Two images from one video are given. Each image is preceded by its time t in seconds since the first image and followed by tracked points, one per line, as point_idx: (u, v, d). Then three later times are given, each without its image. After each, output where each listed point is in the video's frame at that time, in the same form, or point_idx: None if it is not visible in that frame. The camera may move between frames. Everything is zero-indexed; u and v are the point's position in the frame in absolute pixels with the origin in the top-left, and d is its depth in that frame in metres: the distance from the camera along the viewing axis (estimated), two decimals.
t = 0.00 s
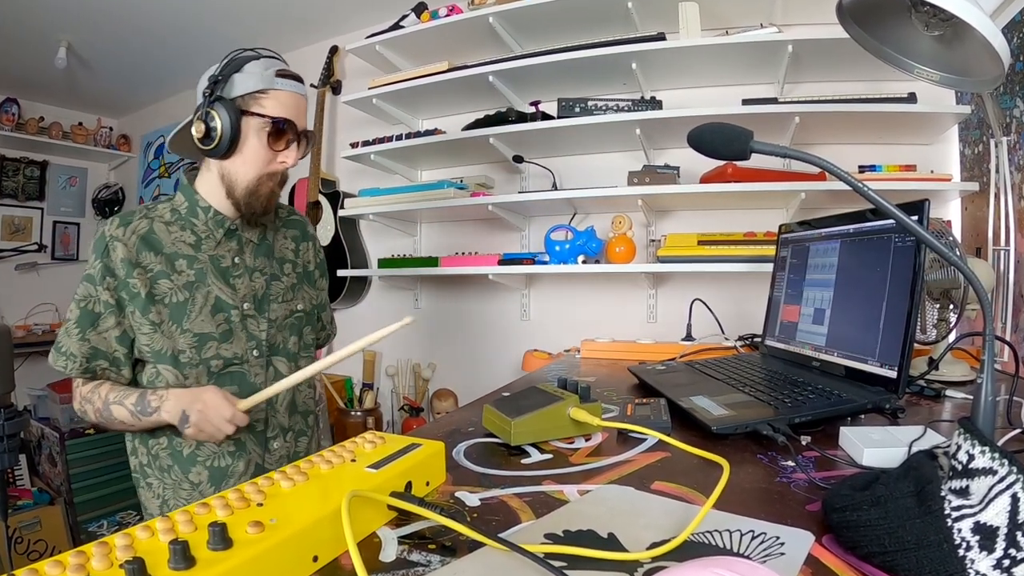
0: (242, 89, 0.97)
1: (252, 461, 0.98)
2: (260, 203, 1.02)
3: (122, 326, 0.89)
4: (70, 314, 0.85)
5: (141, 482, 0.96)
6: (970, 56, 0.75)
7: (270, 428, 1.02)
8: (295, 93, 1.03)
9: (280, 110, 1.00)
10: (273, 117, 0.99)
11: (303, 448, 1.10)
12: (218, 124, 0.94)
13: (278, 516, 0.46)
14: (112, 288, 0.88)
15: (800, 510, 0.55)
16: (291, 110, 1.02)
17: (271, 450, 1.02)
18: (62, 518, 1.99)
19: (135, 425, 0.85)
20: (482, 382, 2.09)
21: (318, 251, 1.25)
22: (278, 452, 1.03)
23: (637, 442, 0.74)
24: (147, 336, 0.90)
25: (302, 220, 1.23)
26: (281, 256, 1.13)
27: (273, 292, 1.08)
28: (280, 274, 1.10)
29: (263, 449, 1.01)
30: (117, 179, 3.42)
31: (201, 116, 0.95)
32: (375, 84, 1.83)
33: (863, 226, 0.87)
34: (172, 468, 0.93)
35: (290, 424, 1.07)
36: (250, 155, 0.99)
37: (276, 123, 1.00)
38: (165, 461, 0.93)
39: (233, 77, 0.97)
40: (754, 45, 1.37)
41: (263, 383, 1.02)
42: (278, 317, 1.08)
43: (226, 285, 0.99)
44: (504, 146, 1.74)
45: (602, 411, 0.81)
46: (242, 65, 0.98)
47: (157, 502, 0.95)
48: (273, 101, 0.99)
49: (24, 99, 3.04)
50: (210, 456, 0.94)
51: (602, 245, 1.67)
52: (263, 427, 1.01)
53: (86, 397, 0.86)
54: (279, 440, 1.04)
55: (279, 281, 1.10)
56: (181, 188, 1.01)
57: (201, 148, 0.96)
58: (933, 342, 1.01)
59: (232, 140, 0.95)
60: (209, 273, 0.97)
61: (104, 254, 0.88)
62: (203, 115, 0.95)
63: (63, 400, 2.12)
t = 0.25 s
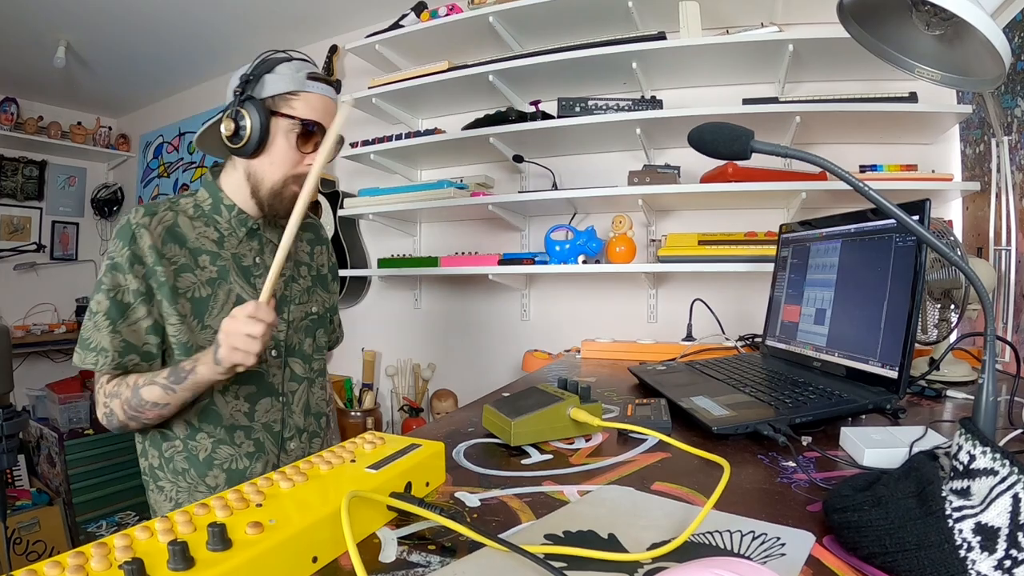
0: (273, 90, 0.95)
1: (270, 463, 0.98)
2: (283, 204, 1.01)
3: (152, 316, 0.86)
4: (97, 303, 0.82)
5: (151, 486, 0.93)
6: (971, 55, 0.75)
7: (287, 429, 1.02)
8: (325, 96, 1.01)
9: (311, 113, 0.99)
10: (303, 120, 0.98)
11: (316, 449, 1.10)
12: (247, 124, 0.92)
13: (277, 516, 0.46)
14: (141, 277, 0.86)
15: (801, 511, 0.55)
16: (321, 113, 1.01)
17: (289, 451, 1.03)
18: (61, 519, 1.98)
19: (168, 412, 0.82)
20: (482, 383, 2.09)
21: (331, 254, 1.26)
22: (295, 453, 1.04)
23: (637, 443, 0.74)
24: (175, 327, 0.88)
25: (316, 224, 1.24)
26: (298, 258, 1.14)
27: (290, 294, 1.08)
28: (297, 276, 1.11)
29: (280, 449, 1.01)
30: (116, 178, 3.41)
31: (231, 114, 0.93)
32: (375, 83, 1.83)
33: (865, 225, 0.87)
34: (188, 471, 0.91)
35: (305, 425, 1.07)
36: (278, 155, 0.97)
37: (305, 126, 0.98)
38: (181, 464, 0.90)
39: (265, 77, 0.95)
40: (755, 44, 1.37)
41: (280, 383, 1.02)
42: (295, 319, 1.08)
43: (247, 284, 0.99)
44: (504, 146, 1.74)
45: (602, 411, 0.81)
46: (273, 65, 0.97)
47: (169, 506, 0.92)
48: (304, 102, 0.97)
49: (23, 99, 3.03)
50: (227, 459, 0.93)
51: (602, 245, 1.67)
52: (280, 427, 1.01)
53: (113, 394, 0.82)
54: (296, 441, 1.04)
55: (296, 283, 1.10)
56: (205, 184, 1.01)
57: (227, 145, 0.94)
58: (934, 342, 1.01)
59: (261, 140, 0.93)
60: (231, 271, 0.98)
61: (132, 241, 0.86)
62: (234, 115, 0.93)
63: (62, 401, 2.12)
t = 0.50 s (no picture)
0: (288, 89, 0.97)
1: (276, 463, 0.98)
2: (292, 202, 1.02)
3: (166, 307, 0.85)
4: (113, 292, 0.81)
5: (155, 489, 0.91)
6: (973, 55, 0.75)
7: (295, 429, 1.03)
8: (339, 98, 1.03)
9: (325, 113, 1.01)
10: (316, 120, 0.99)
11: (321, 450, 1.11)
12: (262, 122, 0.94)
13: (276, 517, 0.46)
14: (154, 268, 0.85)
15: (801, 511, 0.55)
16: (334, 114, 1.02)
17: (295, 451, 1.03)
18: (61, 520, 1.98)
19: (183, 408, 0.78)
20: (482, 383, 2.09)
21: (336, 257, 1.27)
22: (302, 452, 1.04)
23: (638, 443, 0.74)
24: (189, 318, 0.87)
25: (323, 226, 1.24)
26: (305, 260, 1.15)
27: (298, 295, 1.09)
28: (304, 277, 1.11)
29: (287, 449, 1.01)
30: (115, 178, 3.41)
31: (247, 112, 0.95)
32: (374, 83, 1.83)
33: (866, 225, 0.87)
34: (194, 473, 0.90)
35: (310, 425, 1.07)
36: (290, 154, 0.99)
37: (318, 125, 1.00)
38: (186, 466, 0.89)
39: (281, 76, 0.97)
40: (756, 44, 1.37)
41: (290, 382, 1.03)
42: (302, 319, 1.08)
43: (257, 282, 0.99)
44: (505, 145, 1.74)
45: (603, 412, 0.81)
46: (289, 65, 0.98)
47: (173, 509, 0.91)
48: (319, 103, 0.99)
49: (21, 98, 3.03)
50: (234, 461, 0.93)
51: (603, 245, 1.67)
52: (286, 427, 1.01)
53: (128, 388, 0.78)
54: (302, 441, 1.04)
55: (303, 284, 1.11)
56: (216, 181, 1.01)
57: (241, 142, 0.96)
58: (935, 342, 1.00)
59: (274, 139, 0.95)
60: (241, 268, 0.97)
61: (144, 233, 0.86)
62: (250, 113, 0.95)
63: (61, 401, 2.11)
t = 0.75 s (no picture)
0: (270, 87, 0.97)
1: (269, 461, 0.97)
2: (280, 201, 1.02)
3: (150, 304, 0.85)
4: (97, 290, 0.83)
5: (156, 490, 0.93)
6: (974, 54, 0.74)
7: (290, 428, 1.01)
8: (320, 94, 1.03)
9: (306, 110, 1.01)
10: (298, 116, 0.99)
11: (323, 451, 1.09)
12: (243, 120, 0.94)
13: (276, 518, 0.45)
14: (137, 267, 0.86)
15: (802, 512, 0.55)
16: (316, 111, 1.03)
17: (291, 450, 1.01)
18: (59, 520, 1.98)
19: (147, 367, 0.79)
20: (482, 383, 2.09)
21: (338, 255, 1.25)
22: (297, 452, 1.02)
23: (638, 444, 0.74)
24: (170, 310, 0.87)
25: (322, 225, 1.23)
26: (303, 258, 1.13)
27: (294, 292, 1.07)
28: (301, 275, 1.10)
29: (281, 448, 1.00)
30: (114, 178, 3.41)
31: (229, 112, 0.95)
32: (374, 82, 1.82)
33: (867, 225, 0.87)
34: (186, 473, 0.90)
35: (310, 425, 1.06)
36: (274, 152, 0.99)
37: (301, 122, 0.99)
38: (178, 466, 0.90)
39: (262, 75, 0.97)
40: (757, 43, 1.37)
41: (283, 380, 1.02)
42: (298, 317, 1.07)
43: (248, 280, 0.99)
44: (504, 145, 1.74)
45: (604, 413, 0.81)
46: (270, 63, 0.98)
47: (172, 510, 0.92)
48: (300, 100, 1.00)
49: (20, 98, 3.03)
50: (225, 459, 0.92)
51: (603, 245, 1.66)
52: (282, 426, 1.00)
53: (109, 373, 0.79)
54: (299, 440, 1.02)
55: (300, 282, 1.09)
56: (205, 184, 1.02)
57: (225, 142, 0.96)
58: (936, 342, 1.00)
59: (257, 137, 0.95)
60: (231, 266, 0.97)
61: (130, 234, 0.88)
62: (233, 112, 0.95)
63: (60, 401, 2.11)
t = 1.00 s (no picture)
0: (260, 87, 0.96)
1: (266, 463, 0.97)
2: (274, 202, 1.01)
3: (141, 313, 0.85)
4: (89, 300, 0.83)
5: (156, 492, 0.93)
6: (975, 54, 0.74)
7: (288, 430, 1.01)
8: (312, 93, 1.03)
9: (296, 108, 1.00)
10: (289, 116, 0.99)
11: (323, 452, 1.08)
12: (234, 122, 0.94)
13: (275, 518, 0.45)
14: (130, 275, 0.86)
15: (803, 513, 0.54)
16: (308, 110, 1.02)
17: (290, 452, 1.01)
18: (58, 521, 1.98)
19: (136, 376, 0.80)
20: (482, 383, 2.08)
21: (339, 253, 1.24)
22: (295, 453, 1.02)
23: (639, 444, 0.74)
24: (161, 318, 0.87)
25: (322, 223, 1.22)
26: (302, 258, 1.12)
27: (291, 293, 1.07)
28: (299, 275, 1.09)
29: (279, 450, 0.99)
30: (113, 177, 3.41)
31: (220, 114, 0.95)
32: (374, 82, 1.82)
33: (867, 225, 0.87)
34: (184, 475, 0.90)
35: (309, 426, 1.05)
36: (266, 153, 0.98)
37: (292, 122, 0.99)
38: (178, 468, 0.90)
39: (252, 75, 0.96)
40: (757, 42, 1.36)
41: (280, 382, 1.01)
42: (296, 317, 1.06)
43: (243, 281, 0.99)
44: (504, 144, 1.73)
45: (604, 413, 0.80)
46: (259, 62, 0.98)
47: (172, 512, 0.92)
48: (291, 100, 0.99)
49: (19, 98, 3.03)
50: (222, 461, 0.92)
51: (603, 245, 1.66)
52: (280, 427, 1.00)
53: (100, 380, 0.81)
54: (297, 441, 1.02)
55: (297, 282, 1.09)
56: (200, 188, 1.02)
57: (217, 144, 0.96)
58: (937, 342, 1.00)
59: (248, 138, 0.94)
60: (226, 269, 0.97)
61: (122, 241, 0.88)
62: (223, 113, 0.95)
63: (59, 401, 2.11)
